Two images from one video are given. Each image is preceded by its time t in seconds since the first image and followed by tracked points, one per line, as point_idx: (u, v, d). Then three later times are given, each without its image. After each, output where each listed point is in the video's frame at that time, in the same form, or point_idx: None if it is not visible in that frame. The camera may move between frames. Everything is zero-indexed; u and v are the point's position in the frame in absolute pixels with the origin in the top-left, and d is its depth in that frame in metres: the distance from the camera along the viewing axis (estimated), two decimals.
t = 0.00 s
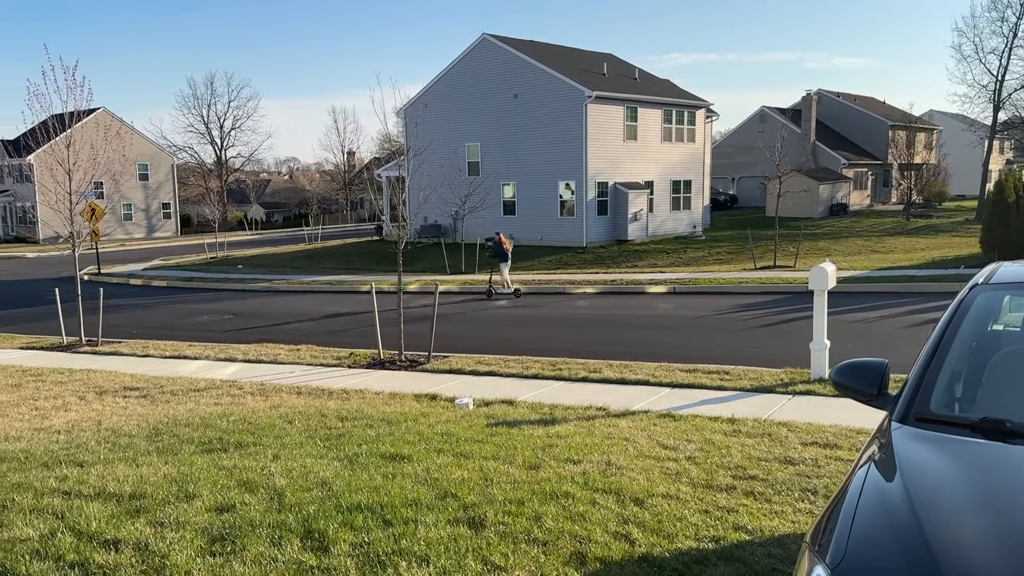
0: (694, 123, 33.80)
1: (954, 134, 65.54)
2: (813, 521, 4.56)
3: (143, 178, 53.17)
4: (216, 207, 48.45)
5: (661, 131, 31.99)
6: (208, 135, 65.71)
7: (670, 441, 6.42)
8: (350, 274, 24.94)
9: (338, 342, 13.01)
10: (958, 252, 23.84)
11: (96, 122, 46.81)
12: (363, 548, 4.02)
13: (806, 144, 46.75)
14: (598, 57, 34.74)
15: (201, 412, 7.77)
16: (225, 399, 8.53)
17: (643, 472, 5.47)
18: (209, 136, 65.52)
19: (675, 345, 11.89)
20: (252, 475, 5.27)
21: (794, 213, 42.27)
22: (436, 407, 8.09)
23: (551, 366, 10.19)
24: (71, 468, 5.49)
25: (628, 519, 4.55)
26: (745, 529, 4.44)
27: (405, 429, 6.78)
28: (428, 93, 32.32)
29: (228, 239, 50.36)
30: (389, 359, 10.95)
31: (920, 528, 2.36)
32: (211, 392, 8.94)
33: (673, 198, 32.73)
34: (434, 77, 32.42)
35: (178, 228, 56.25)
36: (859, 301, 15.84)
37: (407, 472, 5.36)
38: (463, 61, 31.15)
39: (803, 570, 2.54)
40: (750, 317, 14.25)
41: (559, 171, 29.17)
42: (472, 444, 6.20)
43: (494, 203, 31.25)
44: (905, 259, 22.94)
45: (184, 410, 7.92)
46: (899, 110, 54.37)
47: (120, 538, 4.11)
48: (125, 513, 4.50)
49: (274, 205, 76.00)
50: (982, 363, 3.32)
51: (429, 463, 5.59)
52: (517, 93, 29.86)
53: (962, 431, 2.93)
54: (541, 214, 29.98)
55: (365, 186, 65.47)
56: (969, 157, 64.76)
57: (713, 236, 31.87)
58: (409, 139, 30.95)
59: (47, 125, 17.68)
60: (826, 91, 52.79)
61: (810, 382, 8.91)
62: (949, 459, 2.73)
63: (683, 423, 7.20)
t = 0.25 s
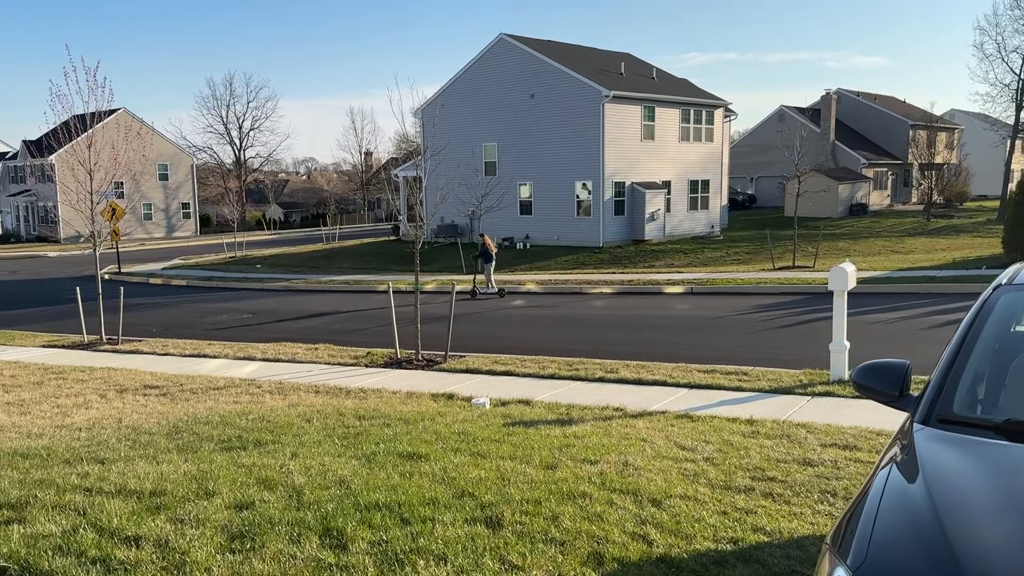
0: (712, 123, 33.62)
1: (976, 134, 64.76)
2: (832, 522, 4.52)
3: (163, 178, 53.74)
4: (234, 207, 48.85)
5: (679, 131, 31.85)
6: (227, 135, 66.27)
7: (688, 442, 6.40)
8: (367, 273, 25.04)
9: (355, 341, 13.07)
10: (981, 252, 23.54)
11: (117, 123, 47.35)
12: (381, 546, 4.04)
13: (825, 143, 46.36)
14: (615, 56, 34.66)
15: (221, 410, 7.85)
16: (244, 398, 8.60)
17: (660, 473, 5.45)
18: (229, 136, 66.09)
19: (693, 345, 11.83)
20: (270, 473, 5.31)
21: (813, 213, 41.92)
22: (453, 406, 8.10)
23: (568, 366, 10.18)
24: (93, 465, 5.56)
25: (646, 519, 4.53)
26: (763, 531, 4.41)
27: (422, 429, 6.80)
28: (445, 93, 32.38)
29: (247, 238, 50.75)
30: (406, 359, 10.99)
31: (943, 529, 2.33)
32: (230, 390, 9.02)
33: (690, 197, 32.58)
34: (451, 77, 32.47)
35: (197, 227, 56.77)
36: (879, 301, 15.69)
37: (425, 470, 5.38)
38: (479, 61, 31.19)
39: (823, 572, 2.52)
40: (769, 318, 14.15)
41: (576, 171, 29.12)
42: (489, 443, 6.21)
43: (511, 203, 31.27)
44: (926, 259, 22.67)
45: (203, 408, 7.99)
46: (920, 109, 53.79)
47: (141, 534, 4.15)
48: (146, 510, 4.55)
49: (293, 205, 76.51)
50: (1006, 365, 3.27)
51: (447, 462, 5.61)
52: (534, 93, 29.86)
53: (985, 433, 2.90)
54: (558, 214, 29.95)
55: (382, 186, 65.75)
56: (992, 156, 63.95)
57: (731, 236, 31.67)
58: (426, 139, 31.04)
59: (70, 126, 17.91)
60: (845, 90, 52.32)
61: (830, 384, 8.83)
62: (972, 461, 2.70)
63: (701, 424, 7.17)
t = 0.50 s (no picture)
0: (730, 121, 33.42)
1: (998, 133, 63.88)
2: (851, 524, 4.48)
3: (182, 177, 54.23)
4: (253, 207, 49.19)
5: (697, 130, 31.69)
6: (246, 135, 66.72)
7: (706, 442, 6.37)
8: (384, 272, 25.14)
9: (372, 339, 13.12)
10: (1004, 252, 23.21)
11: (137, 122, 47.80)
12: (399, 544, 4.05)
13: (845, 143, 45.90)
14: (634, 55, 34.53)
15: (239, 407, 7.91)
16: (262, 396, 8.67)
17: (678, 473, 5.43)
18: (247, 136, 66.52)
19: (711, 345, 11.77)
20: (289, 470, 5.36)
21: (833, 213, 41.52)
22: (469, 404, 8.11)
23: (585, 366, 10.16)
24: (113, 461, 5.63)
25: (663, 520, 4.52)
26: (782, 532, 4.38)
27: (439, 427, 6.82)
28: (463, 93, 32.42)
29: (265, 237, 51.07)
30: (422, 358, 11.03)
31: (964, 529, 2.31)
32: (248, 388, 9.08)
33: (708, 197, 32.41)
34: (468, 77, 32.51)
35: (216, 226, 57.18)
36: (900, 302, 15.52)
37: (442, 469, 5.39)
38: (497, 60, 31.22)
39: (843, 572, 2.50)
40: (788, 318, 14.05)
41: (593, 170, 29.06)
42: (506, 442, 6.21)
43: (528, 203, 31.27)
44: (948, 259, 22.39)
45: (222, 405, 8.06)
46: (942, 108, 53.11)
47: (161, 530, 4.19)
48: (165, 506, 4.60)
49: (310, 204, 76.93)
50: None
51: (463, 460, 5.62)
52: (551, 93, 29.85)
53: (1008, 434, 2.85)
54: (574, 213, 29.89)
55: (399, 186, 65.95)
56: (1015, 156, 63.01)
57: (749, 236, 31.46)
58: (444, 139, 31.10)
59: (91, 126, 18.11)
60: (866, 89, 51.77)
61: (849, 385, 8.76)
62: (994, 462, 2.66)
63: (719, 425, 7.13)
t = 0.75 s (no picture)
0: (749, 120, 33.19)
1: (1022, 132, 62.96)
2: (873, 525, 4.44)
3: (202, 176, 54.77)
4: (272, 205, 49.54)
5: (716, 128, 31.51)
6: (265, 134, 67.21)
7: (725, 442, 6.33)
8: (401, 271, 25.23)
9: (390, 338, 13.18)
10: None
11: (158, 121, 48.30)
12: (417, 541, 4.07)
13: (865, 141, 45.44)
14: (652, 53, 34.40)
15: (258, 404, 7.97)
16: (280, 393, 8.73)
17: (696, 473, 5.40)
18: (267, 135, 67.03)
19: (730, 345, 11.70)
20: (308, 466, 5.38)
21: (853, 212, 41.09)
22: (487, 403, 8.13)
23: (602, 365, 10.14)
24: (134, 457, 5.69)
25: (682, 519, 4.50)
26: (802, 533, 4.35)
27: (457, 425, 6.84)
28: (480, 91, 32.44)
29: (283, 235, 51.43)
30: (440, 355, 11.06)
31: (990, 529, 2.28)
32: (268, 385, 9.15)
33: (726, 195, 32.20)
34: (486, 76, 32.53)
35: (235, 225, 57.64)
36: (922, 302, 15.35)
37: (460, 467, 5.40)
38: (515, 59, 31.21)
39: (866, 572, 2.48)
40: (807, 317, 13.93)
41: (611, 169, 28.97)
42: (523, 440, 6.21)
43: (545, 202, 31.24)
44: (970, 258, 22.09)
45: (242, 402, 8.14)
46: (965, 106, 52.44)
47: (181, 525, 4.23)
48: (186, 501, 4.64)
49: (329, 203, 77.37)
50: None
51: (481, 458, 5.63)
52: (569, 91, 29.79)
53: None
54: (592, 212, 29.82)
55: (417, 184, 66.18)
56: None
57: (768, 235, 31.22)
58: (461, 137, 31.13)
59: (113, 124, 18.31)
60: (887, 87, 51.22)
61: (869, 385, 8.67)
62: (1021, 462, 2.62)
63: (738, 425, 7.10)
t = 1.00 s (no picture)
0: (769, 118, 32.93)
1: None
2: (894, 526, 4.40)
3: (222, 175, 55.29)
4: (291, 204, 49.88)
5: (735, 126, 31.30)
6: (284, 132, 67.69)
7: (745, 442, 6.29)
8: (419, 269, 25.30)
9: (408, 336, 13.22)
10: None
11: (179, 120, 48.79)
12: (436, 538, 4.08)
13: (887, 139, 44.93)
14: (671, 51, 34.23)
15: (278, 401, 8.03)
16: (300, 390, 8.79)
17: (716, 473, 5.37)
18: (286, 134, 67.50)
19: (749, 344, 11.62)
20: (327, 463, 5.41)
21: (874, 211, 40.65)
22: (504, 401, 8.13)
23: (620, 364, 10.11)
24: (156, 452, 5.76)
25: (701, 519, 4.48)
26: (822, 534, 4.31)
27: (475, 423, 6.85)
28: (499, 90, 32.46)
29: (302, 234, 51.76)
30: (457, 354, 11.07)
31: (1018, 530, 2.24)
32: (287, 382, 9.22)
33: (746, 194, 31.97)
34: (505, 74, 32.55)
35: (255, 223, 58.08)
36: (944, 302, 15.16)
37: (478, 465, 5.41)
38: (533, 57, 31.19)
39: (891, 573, 2.45)
40: (827, 317, 13.80)
41: (629, 168, 28.87)
42: (541, 439, 6.21)
43: (562, 200, 31.19)
44: (994, 258, 21.77)
45: (262, 399, 8.20)
46: (988, 104, 51.70)
47: (202, 521, 4.26)
48: (208, 497, 4.69)
49: (347, 201, 77.76)
50: None
51: (499, 456, 5.63)
52: (587, 89, 29.72)
53: None
54: (610, 211, 29.73)
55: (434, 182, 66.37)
56: None
57: (788, 234, 30.96)
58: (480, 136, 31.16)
59: (134, 122, 18.52)
60: (908, 85, 50.61)
61: (891, 386, 8.57)
62: None
63: (758, 425, 7.04)
